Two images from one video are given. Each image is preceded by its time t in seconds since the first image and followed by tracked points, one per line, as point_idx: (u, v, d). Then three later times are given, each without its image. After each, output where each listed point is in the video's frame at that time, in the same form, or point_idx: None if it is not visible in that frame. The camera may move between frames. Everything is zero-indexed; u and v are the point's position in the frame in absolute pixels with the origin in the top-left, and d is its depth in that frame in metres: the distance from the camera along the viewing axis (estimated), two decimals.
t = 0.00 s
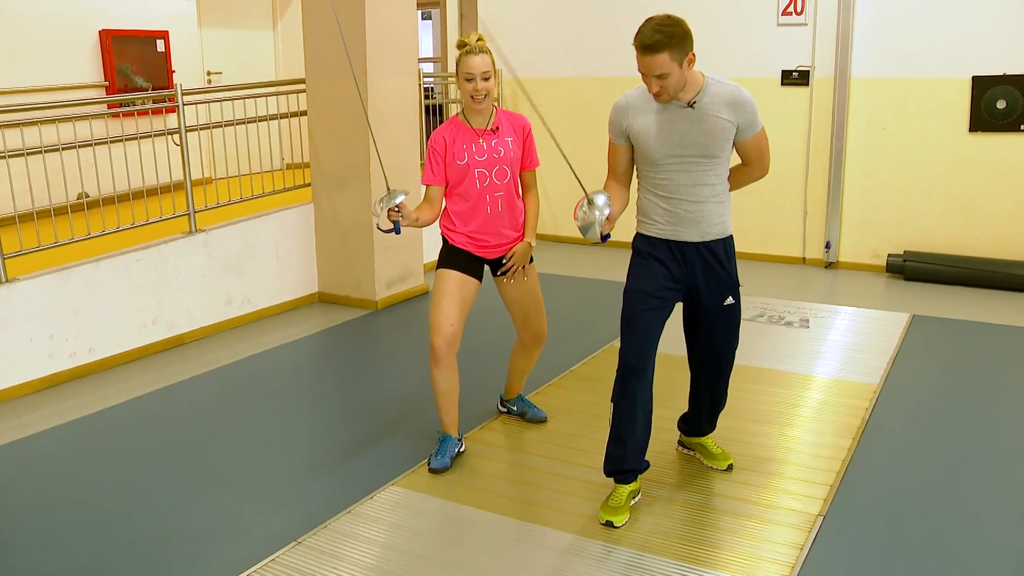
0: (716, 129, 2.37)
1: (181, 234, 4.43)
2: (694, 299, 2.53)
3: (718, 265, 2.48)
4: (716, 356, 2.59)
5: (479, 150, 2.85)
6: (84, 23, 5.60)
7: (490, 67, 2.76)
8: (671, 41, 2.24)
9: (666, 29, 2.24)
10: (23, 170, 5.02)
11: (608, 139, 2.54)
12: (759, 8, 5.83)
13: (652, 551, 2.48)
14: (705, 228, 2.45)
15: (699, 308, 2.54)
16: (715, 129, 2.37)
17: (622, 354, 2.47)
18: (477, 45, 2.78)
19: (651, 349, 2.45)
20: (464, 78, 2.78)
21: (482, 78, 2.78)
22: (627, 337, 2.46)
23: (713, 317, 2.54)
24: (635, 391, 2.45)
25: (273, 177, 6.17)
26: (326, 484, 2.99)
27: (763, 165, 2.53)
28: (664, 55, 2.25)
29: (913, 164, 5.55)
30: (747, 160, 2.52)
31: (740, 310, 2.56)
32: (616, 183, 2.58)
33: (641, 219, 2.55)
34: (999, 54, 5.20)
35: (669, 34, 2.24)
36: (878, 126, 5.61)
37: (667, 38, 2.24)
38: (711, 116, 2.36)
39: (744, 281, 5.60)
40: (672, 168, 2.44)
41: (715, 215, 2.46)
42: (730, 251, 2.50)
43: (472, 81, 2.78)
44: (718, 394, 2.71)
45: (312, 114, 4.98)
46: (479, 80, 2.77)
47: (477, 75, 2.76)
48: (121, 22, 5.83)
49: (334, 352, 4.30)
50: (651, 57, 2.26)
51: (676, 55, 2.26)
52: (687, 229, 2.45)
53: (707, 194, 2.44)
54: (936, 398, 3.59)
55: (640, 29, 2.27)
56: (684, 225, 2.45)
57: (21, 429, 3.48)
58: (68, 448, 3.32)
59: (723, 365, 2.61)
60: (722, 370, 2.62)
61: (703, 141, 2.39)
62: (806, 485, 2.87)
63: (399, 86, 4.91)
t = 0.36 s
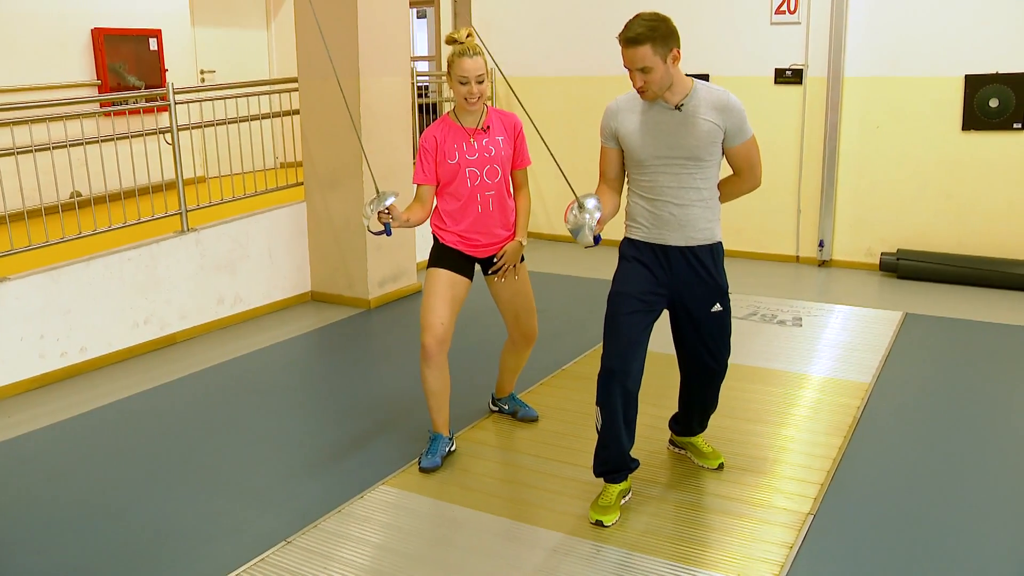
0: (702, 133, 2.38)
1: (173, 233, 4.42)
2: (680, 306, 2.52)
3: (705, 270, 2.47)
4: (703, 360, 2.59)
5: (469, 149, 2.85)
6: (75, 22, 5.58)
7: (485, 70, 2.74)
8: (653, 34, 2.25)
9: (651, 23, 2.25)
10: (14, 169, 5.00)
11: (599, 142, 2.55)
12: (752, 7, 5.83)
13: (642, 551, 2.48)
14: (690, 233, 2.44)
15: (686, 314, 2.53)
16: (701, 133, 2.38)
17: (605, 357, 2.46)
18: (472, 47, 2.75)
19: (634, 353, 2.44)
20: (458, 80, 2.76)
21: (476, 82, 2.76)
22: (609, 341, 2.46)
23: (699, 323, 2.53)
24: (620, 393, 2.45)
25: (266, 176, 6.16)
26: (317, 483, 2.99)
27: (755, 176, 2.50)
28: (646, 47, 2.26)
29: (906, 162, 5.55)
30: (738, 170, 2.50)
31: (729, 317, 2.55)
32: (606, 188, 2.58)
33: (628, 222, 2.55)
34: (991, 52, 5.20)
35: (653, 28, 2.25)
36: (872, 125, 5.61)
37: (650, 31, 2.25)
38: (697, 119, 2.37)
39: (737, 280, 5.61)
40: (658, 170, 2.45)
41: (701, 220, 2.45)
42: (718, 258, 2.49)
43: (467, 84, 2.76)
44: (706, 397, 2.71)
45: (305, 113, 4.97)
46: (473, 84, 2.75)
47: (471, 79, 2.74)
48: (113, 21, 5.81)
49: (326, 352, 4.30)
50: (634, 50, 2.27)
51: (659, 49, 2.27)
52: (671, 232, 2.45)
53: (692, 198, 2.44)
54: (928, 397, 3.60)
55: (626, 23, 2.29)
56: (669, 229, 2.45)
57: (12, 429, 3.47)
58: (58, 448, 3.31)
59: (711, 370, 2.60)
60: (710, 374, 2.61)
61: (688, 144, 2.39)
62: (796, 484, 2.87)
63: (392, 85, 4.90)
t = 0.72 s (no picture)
0: (693, 126, 2.37)
1: (167, 233, 4.41)
2: (672, 300, 2.52)
3: (696, 263, 2.47)
4: (696, 355, 2.59)
5: (462, 149, 2.85)
6: (69, 21, 5.57)
7: (477, 73, 2.74)
8: (639, 29, 2.24)
9: (636, 17, 2.25)
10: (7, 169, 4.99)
11: (593, 137, 2.56)
12: (747, 3, 5.82)
13: (634, 549, 2.48)
14: (681, 226, 2.44)
15: (677, 307, 2.53)
16: (692, 126, 2.37)
17: (599, 351, 2.46)
18: (463, 48, 2.74)
19: (628, 347, 2.44)
20: (450, 82, 2.75)
21: (469, 83, 2.76)
22: (605, 334, 2.45)
23: (691, 316, 2.53)
24: (613, 389, 2.44)
25: (261, 175, 6.15)
26: (310, 482, 2.99)
27: (747, 169, 2.51)
28: (632, 42, 2.26)
29: (901, 159, 5.55)
30: (730, 164, 2.51)
31: (721, 309, 2.55)
32: (600, 183, 2.60)
33: (621, 217, 2.55)
34: (986, 49, 5.19)
35: (638, 22, 2.25)
36: (866, 122, 5.61)
37: (636, 25, 2.25)
38: (688, 113, 2.37)
39: (733, 277, 5.60)
40: (650, 164, 2.44)
41: (693, 214, 2.44)
42: (710, 251, 2.49)
43: (458, 86, 2.75)
44: (699, 393, 2.71)
45: (298, 111, 4.97)
46: (465, 85, 2.75)
47: (463, 81, 2.74)
48: (106, 20, 5.80)
49: (321, 351, 4.29)
50: (620, 44, 2.27)
51: (645, 44, 2.27)
52: (662, 226, 2.44)
53: (684, 192, 2.43)
54: (921, 394, 3.60)
55: (612, 17, 2.29)
56: (660, 222, 2.44)
57: (5, 430, 3.46)
58: (51, 448, 3.30)
59: (703, 365, 2.60)
60: (702, 369, 2.61)
61: (679, 137, 2.38)
62: (789, 482, 2.87)
63: (386, 83, 4.90)
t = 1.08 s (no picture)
0: (687, 122, 2.36)
1: (165, 231, 4.41)
2: (669, 297, 2.52)
3: (694, 259, 2.46)
4: (693, 352, 2.58)
5: (458, 146, 2.84)
6: (68, 19, 5.57)
7: (469, 66, 2.73)
8: (629, 29, 2.23)
9: (626, 17, 2.24)
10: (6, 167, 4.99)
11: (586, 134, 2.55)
12: None
13: (632, 548, 2.47)
14: (678, 222, 2.43)
15: (675, 304, 2.53)
16: (686, 123, 2.36)
17: (598, 347, 2.45)
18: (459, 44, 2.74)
19: (627, 343, 2.44)
20: (443, 76, 2.75)
21: (460, 77, 2.75)
22: (603, 332, 2.45)
23: (688, 313, 2.52)
24: (612, 385, 2.44)
25: (260, 174, 6.15)
26: (307, 481, 2.98)
27: (742, 163, 2.50)
28: (622, 41, 2.25)
29: (901, 156, 5.53)
30: (725, 156, 2.49)
31: (718, 305, 2.54)
32: (594, 180, 2.60)
33: (617, 214, 2.54)
34: (986, 45, 5.18)
35: (629, 22, 2.24)
36: (867, 119, 5.60)
37: (626, 25, 2.24)
38: (682, 109, 2.36)
39: (733, 275, 5.59)
40: (645, 161, 2.43)
41: (689, 210, 2.44)
42: (707, 247, 2.48)
43: (449, 80, 2.75)
44: (695, 390, 2.70)
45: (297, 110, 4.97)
46: (456, 80, 2.75)
47: (454, 74, 2.73)
48: (105, 18, 5.80)
49: (319, 349, 4.29)
50: (610, 44, 2.27)
51: (635, 43, 2.26)
52: (659, 223, 2.44)
53: (680, 188, 2.43)
54: (921, 392, 3.59)
55: (603, 16, 2.28)
56: (657, 219, 2.44)
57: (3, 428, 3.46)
58: (49, 446, 3.30)
59: (700, 361, 2.59)
60: (698, 365, 2.61)
61: (673, 134, 2.38)
62: (787, 480, 2.86)
63: (384, 81, 4.89)
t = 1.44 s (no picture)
0: (683, 121, 2.36)
1: (164, 231, 4.40)
2: (666, 297, 2.52)
3: (691, 257, 2.46)
4: (691, 351, 2.57)
5: (455, 144, 2.83)
6: (67, 20, 5.57)
7: (466, 65, 2.74)
8: (625, 27, 2.23)
9: (621, 16, 2.23)
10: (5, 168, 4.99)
11: (581, 133, 2.55)
12: None
13: (630, 548, 2.46)
14: (675, 222, 2.43)
15: (671, 303, 2.52)
16: (682, 122, 2.36)
17: (595, 346, 2.44)
18: (456, 41, 2.74)
19: (624, 342, 2.43)
20: (439, 74, 2.75)
21: (458, 76, 2.76)
22: (601, 330, 2.44)
23: (685, 311, 2.52)
24: (609, 384, 2.43)
25: (260, 174, 6.15)
26: (306, 481, 2.98)
27: (738, 161, 2.50)
28: (618, 41, 2.24)
29: (902, 155, 5.52)
30: (721, 156, 2.50)
31: (715, 303, 2.54)
32: (589, 179, 2.59)
33: (614, 213, 2.54)
34: (987, 44, 5.17)
35: (624, 21, 2.23)
36: (867, 118, 5.59)
37: (622, 25, 2.23)
38: (678, 109, 2.35)
39: (733, 274, 5.58)
40: (641, 160, 2.43)
41: (685, 209, 2.44)
42: (704, 246, 2.48)
43: (446, 78, 2.75)
44: (692, 389, 2.70)
45: (297, 110, 4.97)
46: (454, 79, 2.75)
47: (452, 73, 2.74)
48: (104, 18, 5.80)
49: (318, 349, 4.29)
50: (606, 43, 2.26)
51: (631, 42, 2.25)
52: (655, 222, 2.43)
53: (676, 187, 2.42)
54: (920, 392, 3.58)
55: (599, 16, 2.27)
56: (653, 218, 2.43)
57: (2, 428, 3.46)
58: (48, 447, 3.30)
59: (698, 361, 2.59)
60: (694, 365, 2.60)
61: (669, 133, 2.37)
62: (786, 480, 2.86)
63: (383, 81, 4.89)
